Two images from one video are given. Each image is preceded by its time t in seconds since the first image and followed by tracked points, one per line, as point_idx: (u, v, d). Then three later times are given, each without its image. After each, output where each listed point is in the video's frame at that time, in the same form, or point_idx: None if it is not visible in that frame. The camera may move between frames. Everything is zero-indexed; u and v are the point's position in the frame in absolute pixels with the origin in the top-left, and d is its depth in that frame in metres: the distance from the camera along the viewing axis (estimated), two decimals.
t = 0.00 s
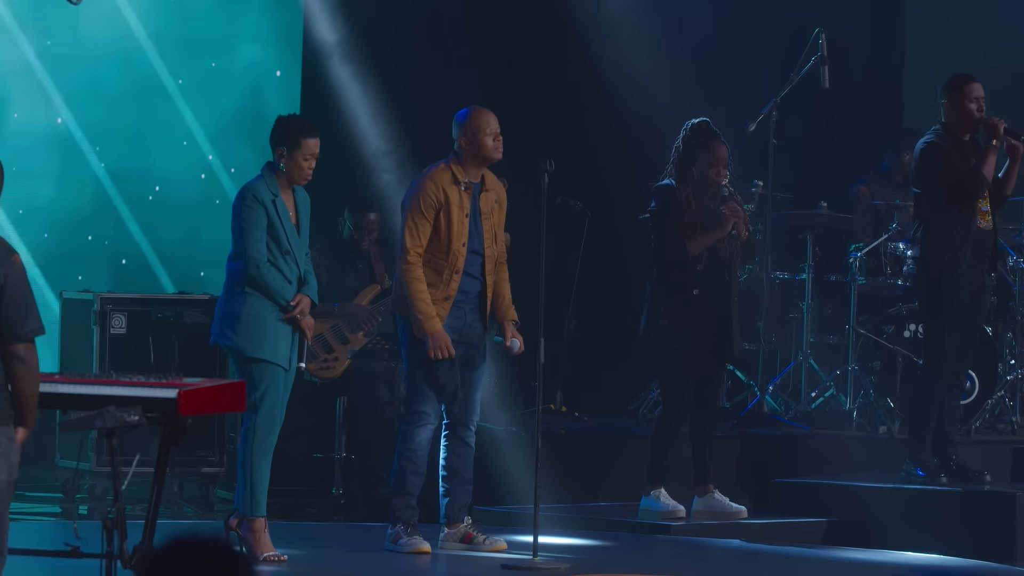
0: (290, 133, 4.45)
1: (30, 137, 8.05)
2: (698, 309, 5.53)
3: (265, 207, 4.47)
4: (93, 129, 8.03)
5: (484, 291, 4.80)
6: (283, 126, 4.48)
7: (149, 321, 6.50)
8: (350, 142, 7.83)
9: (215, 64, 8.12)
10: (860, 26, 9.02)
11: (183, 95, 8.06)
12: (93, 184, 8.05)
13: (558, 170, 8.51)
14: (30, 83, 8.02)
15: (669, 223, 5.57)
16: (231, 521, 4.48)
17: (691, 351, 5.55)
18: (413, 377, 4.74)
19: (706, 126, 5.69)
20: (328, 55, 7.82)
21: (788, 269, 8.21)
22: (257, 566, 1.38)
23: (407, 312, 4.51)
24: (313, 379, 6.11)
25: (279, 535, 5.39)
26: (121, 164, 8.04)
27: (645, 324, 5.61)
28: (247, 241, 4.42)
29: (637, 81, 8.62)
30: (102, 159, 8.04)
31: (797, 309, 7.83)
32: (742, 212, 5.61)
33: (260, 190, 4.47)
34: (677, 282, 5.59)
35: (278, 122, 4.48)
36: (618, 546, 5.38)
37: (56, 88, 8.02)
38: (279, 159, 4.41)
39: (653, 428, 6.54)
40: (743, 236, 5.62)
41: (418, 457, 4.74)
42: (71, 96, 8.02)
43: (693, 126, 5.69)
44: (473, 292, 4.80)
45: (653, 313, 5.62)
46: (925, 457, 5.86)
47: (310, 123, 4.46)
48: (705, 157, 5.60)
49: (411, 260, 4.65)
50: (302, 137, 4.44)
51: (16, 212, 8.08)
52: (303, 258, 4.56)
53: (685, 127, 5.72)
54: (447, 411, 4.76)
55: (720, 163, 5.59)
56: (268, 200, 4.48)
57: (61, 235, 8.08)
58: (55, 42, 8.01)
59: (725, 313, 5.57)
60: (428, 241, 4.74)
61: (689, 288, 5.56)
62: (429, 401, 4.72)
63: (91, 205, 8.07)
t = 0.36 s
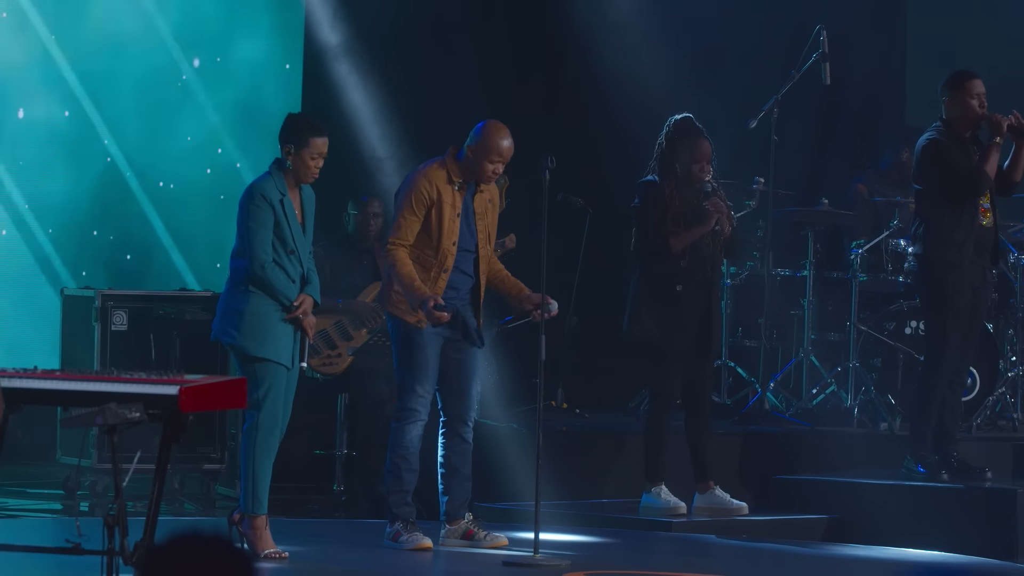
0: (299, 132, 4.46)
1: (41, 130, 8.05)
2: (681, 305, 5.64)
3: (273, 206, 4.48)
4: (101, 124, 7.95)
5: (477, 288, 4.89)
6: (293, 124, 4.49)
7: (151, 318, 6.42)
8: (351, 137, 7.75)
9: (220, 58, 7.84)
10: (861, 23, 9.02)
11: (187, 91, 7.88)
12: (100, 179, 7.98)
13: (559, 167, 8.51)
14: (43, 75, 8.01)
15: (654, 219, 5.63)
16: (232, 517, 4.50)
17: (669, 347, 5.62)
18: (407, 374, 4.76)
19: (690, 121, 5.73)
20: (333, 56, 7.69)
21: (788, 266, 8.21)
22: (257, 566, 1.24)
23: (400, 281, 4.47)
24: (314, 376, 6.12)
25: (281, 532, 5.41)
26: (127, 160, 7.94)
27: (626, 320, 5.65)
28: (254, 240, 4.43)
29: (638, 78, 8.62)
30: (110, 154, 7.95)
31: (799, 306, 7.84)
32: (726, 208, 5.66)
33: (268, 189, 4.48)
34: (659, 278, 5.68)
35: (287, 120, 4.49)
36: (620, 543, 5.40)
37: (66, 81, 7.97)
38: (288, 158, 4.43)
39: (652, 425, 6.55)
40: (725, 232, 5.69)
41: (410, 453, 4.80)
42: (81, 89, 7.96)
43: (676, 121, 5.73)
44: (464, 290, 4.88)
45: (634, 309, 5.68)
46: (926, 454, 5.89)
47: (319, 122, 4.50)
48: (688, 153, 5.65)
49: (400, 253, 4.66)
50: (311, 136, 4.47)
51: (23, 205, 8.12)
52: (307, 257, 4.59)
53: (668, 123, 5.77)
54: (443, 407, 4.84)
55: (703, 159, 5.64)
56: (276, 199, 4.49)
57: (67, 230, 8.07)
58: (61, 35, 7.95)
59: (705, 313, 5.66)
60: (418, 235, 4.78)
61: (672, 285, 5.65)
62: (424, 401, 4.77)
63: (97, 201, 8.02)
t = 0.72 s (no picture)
0: (303, 129, 4.46)
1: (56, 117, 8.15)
2: (672, 301, 5.65)
3: (277, 204, 4.50)
4: (108, 115, 8.02)
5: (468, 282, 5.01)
6: (298, 122, 4.49)
7: (152, 313, 6.38)
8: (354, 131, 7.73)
9: (225, 52, 7.90)
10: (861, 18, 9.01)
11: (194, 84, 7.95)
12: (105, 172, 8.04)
13: (560, 162, 8.50)
14: (60, 67, 8.13)
15: (645, 215, 5.67)
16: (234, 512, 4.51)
17: (664, 346, 5.63)
18: (402, 371, 4.81)
19: (680, 118, 5.77)
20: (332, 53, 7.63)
21: (789, 261, 8.21)
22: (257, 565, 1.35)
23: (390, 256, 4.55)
24: (317, 369, 6.16)
25: (281, 527, 5.43)
26: (132, 151, 7.98)
27: (620, 317, 5.67)
28: (256, 238, 4.44)
29: (639, 73, 8.59)
30: (115, 146, 8.01)
31: (800, 301, 7.80)
32: (718, 203, 5.63)
33: (272, 187, 4.49)
34: (652, 274, 5.69)
35: (293, 117, 4.49)
36: (621, 539, 5.42)
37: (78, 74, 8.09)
38: (293, 156, 4.44)
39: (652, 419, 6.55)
40: (716, 229, 5.67)
41: (408, 450, 4.86)
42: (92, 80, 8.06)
43: (667, 118, 5.76)
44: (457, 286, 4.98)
45: (628, 308, 5.68)
46: (927, 449, 5.91)
47: (324, 120, 4.50)
48: (681, 148, 5.66)
49: (392, 247, 4.73)
50: (317, 134, 4.48)
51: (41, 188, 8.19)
52: (308, 255, 4.61)
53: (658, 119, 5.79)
54: (436, 404, 4.97)
55: (694, 155, 5.63)
56: (279, 197, 4.50)
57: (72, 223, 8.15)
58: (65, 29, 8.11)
59: (696, 307, 5.68)
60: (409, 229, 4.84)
61: (663, 282, 5.66)
62: (420, 397, 4.83)
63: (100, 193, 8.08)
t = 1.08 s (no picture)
0: (303, 124, 4.46)
1: (57, 101, 8.08)
2: (671, 295, 5.64)
3: (277, 199, 4.49)
4: (112, 105, 7.97)
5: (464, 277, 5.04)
6: (298, 117, 4.49)
7: (152, 307, 6.37)
8: (354, 124, 7.72)
9: (228, 45, 7.82)
10: (862, 12, 8.99)
11: (196, 75, 7.88)
12: (108, 163, 8.00)
13: (560, 155, 8.49)
14: (62, 51, 8.05)
15: (644, 208, 5.67)
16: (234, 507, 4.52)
17: (662, 339, 5.64)
18: (401, 365, 4.84)
19: (678, 114, 5.84)
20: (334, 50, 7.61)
21: (789, 255, 8.21)
22: (259, 566, 1.37)
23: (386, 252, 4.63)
24: (315, 365, 5.98)
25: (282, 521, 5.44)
26: (136, 143, 7.95)
27: (618, 311, 5.65)
28: (255, 233, 4.42)
29: (638, 66, 8.57)
30: (119, 137, 7.96)
31: (801, 295, 7.81)
32: (717, 198, 5.64)
33: (272, 181, 4.48)
34: (652, 267, 5.68)
35: (294, 112, 4.49)
36: (621, 534, 5.44)
37: (81, 61, 8.03)
38: (294, 150, 4.45)
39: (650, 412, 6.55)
40: (716, 223, 5.68)
41: (408, 443, 4.89)
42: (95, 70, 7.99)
43: (665, 114, 5.83)
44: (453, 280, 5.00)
45: (625, 301, 5.66)
46: (927, 443, 5.92)
47: (324, 114, 4.50)
48: (679, 142, 5.67)
49: (388, 244, 4.78)
50: (317, 129, 4.49)
51: (44, 169, 8.12)
52: (307, 250, 4.61)
53: (658, 115, 5.85)
54: (432, 396, 5.01)
55: (693, 148, 5.64)
56: (280, 191, 4.49)
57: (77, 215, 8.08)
58: (70, 20, 8.02)
59: (693, 300, 5.70)
60: (405, 225, 4.88)
61: (662, 275, 5.65)
62: (419, 390, 4.85)
63: (105, 186, 8.03)
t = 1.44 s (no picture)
0: (295, 116, 4.49)
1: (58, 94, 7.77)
2: (673, 291, 5.65)
3: (272, 190, 4.52)
4: (114, 97, 7.72)
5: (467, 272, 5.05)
6: (290, 109, 4.51)
7: (150, 302, 6.36)
8: (352, 121, 7.70)
9: (233, 41, 7.77)
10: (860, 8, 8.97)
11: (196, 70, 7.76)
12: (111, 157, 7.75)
13: (559, 152, 8.48)
14: (60, 41, 7.73)
15: (645, 203, 5.69)
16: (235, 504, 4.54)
17: (662, 334, 5.63)
18: (401, 360, 4.89)
19: (674, 108, 5.84)
20: (333, 45, 7.61)
21: (787, 251, 8.21)
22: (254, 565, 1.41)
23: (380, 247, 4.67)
24: (313, 361, 6.00)
25: (281, 518, 5.46)
26: (141, 136, 7.73)
27: (620, 304, 5.63)
28: (251, 225, 4.46)
29: (636, 63, 8.55)
30: (123, 130, 7.73)
31: (798, 291, 7.81)
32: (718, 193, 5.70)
33: (267, 173, 4.52)
34: (654, 262, 5.69)
35: (285, 105, 4.51)
36: (618, 530, 5.46)
37: (80, 52, 7.73)
38: (285, 142, 4.46)
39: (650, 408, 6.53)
40: (717, 218, 5.74)
41: (407, 439, 4.93)
42: (95, 61, 7.73)
43: (663, 109, 5.81)
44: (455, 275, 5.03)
45: (627, 293, 5.65)
46: (925, 439, 5.96)
47: (313, 105, 4.51)
48: (679, 138, 5.70)
49: (387, 238, 4.83)
50: (307, 120, 4.50)
51: (51, 161, 7.80)
52: (304, 242, 4.63)
53: (657, 110, 5.83)
54: (435, 393, 5.03)
55: (694, 143, 5.68)
56: (274, 182, 4.52)
57: (74, 211, 7.81)
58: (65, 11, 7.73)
59: (695, 297, 5.71)
60: (406, 221, 4.92)
61: (665, 270, 5.66)
62: (419, 385, 4.88)
63: (104, 181, 7.77)
